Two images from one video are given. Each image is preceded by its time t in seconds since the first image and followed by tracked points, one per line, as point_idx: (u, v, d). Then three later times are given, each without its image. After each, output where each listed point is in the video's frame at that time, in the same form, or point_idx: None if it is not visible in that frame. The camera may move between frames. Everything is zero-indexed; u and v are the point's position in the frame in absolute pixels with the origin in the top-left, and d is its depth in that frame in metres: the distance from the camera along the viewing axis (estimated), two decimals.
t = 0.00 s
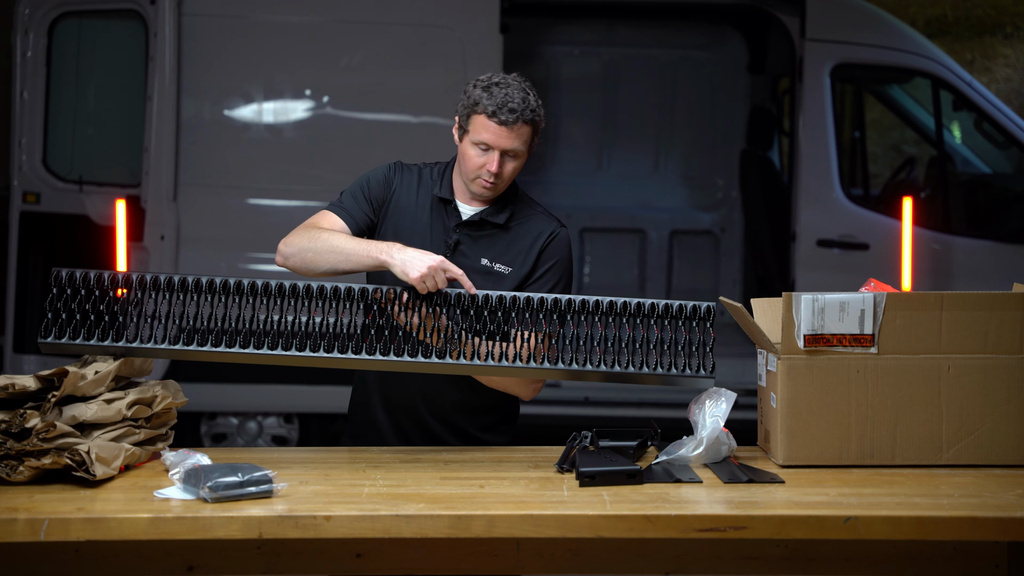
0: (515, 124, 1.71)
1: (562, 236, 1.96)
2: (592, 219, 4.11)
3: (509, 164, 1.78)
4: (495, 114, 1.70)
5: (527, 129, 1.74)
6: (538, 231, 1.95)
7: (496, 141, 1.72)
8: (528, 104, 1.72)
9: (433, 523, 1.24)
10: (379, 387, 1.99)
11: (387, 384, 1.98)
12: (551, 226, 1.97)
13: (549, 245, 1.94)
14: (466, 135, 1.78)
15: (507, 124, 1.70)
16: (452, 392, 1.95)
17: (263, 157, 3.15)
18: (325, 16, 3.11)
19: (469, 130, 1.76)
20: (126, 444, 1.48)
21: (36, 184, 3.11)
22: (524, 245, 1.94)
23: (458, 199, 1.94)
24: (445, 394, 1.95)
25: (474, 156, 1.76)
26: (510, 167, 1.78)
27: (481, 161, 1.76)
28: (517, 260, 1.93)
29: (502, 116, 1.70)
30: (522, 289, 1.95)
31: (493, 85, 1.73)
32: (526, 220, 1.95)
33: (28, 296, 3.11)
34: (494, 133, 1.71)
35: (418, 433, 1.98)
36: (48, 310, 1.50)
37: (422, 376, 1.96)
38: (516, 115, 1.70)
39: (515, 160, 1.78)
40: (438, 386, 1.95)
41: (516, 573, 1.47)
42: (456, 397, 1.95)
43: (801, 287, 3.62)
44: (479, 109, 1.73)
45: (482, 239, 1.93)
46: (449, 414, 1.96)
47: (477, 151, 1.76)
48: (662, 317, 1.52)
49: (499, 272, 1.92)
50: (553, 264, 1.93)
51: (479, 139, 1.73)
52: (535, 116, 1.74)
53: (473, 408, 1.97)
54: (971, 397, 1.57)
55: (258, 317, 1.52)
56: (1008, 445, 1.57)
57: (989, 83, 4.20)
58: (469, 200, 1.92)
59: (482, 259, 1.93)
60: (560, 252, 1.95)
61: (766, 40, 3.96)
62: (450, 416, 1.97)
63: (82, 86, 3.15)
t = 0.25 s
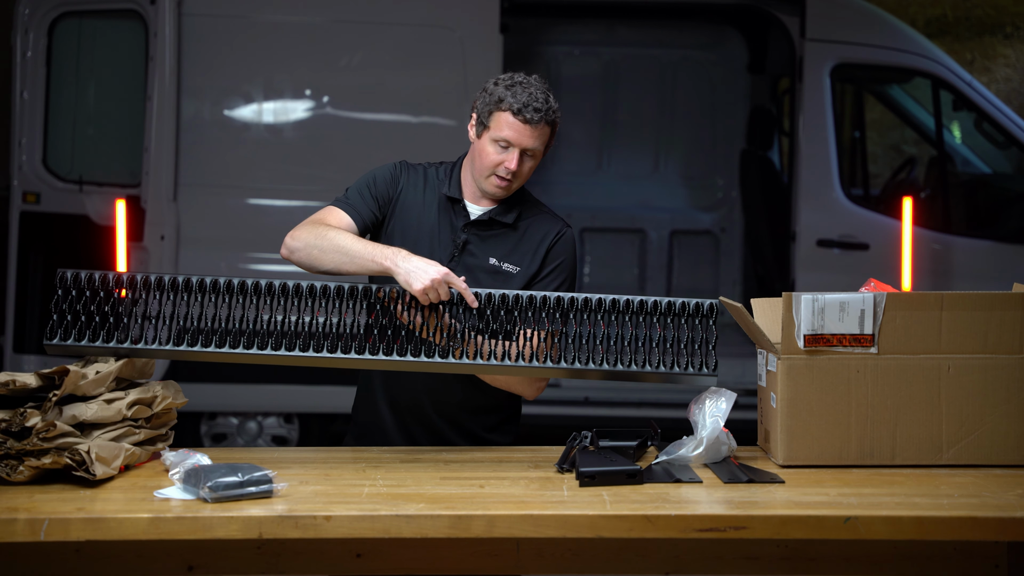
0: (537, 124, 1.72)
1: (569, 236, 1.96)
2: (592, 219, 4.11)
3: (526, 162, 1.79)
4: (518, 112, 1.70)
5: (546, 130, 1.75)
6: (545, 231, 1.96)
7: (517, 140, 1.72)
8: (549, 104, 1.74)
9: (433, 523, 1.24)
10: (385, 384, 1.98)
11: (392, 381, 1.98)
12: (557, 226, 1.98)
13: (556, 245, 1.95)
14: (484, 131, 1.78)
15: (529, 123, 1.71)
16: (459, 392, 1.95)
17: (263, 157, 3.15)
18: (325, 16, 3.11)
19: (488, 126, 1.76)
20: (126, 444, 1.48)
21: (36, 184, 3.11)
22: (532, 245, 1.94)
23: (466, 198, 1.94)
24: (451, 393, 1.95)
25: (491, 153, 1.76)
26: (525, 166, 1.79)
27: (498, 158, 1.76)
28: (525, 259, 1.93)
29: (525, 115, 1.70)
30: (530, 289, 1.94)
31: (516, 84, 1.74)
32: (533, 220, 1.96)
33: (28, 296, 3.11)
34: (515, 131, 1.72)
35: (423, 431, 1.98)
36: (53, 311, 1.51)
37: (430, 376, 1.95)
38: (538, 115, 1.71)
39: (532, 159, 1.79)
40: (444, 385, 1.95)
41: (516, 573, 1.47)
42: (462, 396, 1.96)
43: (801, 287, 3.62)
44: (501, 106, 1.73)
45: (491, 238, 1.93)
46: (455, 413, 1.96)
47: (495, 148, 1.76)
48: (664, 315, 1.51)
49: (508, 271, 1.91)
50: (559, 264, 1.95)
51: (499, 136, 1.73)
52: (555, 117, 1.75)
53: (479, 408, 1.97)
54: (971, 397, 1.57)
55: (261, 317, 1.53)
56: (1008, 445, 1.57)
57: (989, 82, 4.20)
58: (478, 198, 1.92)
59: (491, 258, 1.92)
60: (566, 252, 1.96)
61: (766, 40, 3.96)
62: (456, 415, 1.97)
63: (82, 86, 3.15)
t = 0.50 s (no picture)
0: (541, 123, 1.72)
1: (572, 236, 1.97)
2: (592, 219, 4.11)
3: (530, 162, 1.79)
4: (523, 110, 1.71)
5: (551, 129, 1.76)
6: (548, 230, 1.97)
7: (521, 138, 1.73)
8: (553, 103, 1.74)
9: (433, 523, 1.24)
10: (389, 383, 1.99)
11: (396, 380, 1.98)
12: (560, 226, 1.99)
13: (560, 244, 1.96)
14: (488, 130, 1.78)
15: (533, 122, 1.72)
16: (464, 391, 1.96)
17: (263, 157, 3.15)
18: (325, 16, 3.11)
19: (493, 125, 1.76)
20: (126, 444, 1.48)
21: (36, 184, 3.11)
22: (535, 245, 1.95)
23: (470, 198, 1.94)
24: (456, 393, 1.96)
25: (495, 151, 1.76)
26: (529, 165, 1.79)
27: (502, 157, 1.76)
28: (529, 259, 1.94)
29: (530, 113, 1.71)
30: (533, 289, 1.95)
31: (522, 83, 1.74)
32: (537, 219, 1.97)
33: (28, 296, 3.12)
34: (520, 130, 1.72)
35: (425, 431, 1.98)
36: (59, 315, 1.52)
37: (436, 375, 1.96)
38: (543, 113, 1.71)
39: (535, 158, 1.79)
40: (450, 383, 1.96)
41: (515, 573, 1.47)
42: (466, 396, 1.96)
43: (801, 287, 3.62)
44: (505, 105, 1.73)
45: (495, 237, 1.94)
46: (459, 412, 1.97)
47: (499, 147, 1.76)
48: (667, 311, 1.51)
49: (512, 271, 1.92)
50: (563, 263, 1.95)
51: (503, 134, 1.73)
52: (560, 117, 1.76)
53: (483, 408, 1.98)
54: (971, 397, 1.57)
55: (264, 319, 1.52)
56: (1008, 445, 1.57)
57: (989, 83, 4.20)
58: (482, 198, 1.92)
59: (495, 257, 1.93)
60: (570, 251, 1.97)
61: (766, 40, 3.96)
62: (460, 415, 1.97)
63: (82, 85, 3.15)
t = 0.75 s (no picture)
0: (540, 121, 1.72)
1: (573, 235, 1.98)
2: (592, 219, 4.11)
3: (529, 161, 1.79)
4: (521, 109, 1.71)
5: (549, 128, 1.75)
6: (549, 229, 1.97)
7: (519, 137, 1.73)
8: (552, 101, 1.74)
9: (433, 523, 1.24)
10: (390, 383, 1.98)
11: (398, 380, 1.98)
12: (561, 225, 1.99)
13: (561, 243, 1.96)
14: (487, 129, 1.78)
15: (531, 120, 1.72)
16: (465, 391, 1.96)
17: (263, 157, 3.15)
18: (325, 16, 3.11)
19: (492, 124, 1.76)
20: (126, 444, 1.48)
21: (36, 184, 3.11)
22: (536, 244, 1.95)
23: (471, 198, 1.95)
24: (458, 393, 1.95)
25: (494, 150, 1.77)
26: (529, 164, 1.79)
27: (501, 155, 1.76)
28: (530, 258, 1.94)
29: (528, 112, 1.71)
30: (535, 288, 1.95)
31: (520, 82, 1.74)
32: (538, 219, 1.97)
33: (28, 296, 3.12)
34: (518, 128, 1.72)
35: (427, 430, 1.98)
36: (60, 311, 1.51)
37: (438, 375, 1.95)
38: (541, 112, 1.71)
39: (534, 157, 1.79)
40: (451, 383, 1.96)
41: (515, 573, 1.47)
42: (468, 396, 1.96)
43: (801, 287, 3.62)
44: (503, 103, 1.74)
45: (496, 237, 1.94)
46: (462, 412, 1.97)
47: (498, 145, 1.76)
48: (670, 313, 1.50)
49: (513, 271, 1.92)
50: (564, 262, 1.95)
51: (501, 133, 1.74)
52: (558, 115, 1.76)
53: (486, 408, 1.98)
54: (971, 397, 1.57)
55: (266, 317, 1.51)
56: (1009, 445, 1.57)
57: (989, 83, 4.20)
58: (483, 197, 1.93)
59: (496, 257, 1.93)
60: (571, 250, 1.97)
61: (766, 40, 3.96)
62: (462, 414, 1.97)
63: (81, 85, 3.15)
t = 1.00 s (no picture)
0: (528, 121, 1.72)
1: (572, 235, 1.97)
2: (592, 219, 4.11)
3: (521, 160, 1.78)
4: (509, 109, 1.71)
5: (539, 127, 1.75)
6: (549, 229, 1.96)
7: (508, 137, 1.72)
8: (541, 100, 1.73)
9: (433, 523, 1.24)
10: (390, 383, 1.98)
11: (398, 380, 1.97)
12: (560, 225, 1.99)
13: (560, 243, 1.96)
14: (478, 129, 1.78)
15: (519, 119, 1.71)
16: (465, 392, 1.96)
17: (263, 157, 3.15)
18: (325, 16, 3.11)
19: (482, 124, 1.77)
20: (126, 444, 1.48)
21: (36, 184, 3.11)
22: (536, 244, 1.95)
23: (470, 199, 1.94)
24: (458, 394, 1.95)
25: (485, 151, 1.77)
26: (521, 163, 1.78)
27: (492, 156, 1.76)
28: (530, 258, 1.94)
29: (516, 112, 1.70)
30: (535, 288, 1.95)
31: (510, 82, 1.74)
32: (537, 218, 1.96)
33: (28, 296, 3.12)
34: (506, 128, 1.72)
35: (427, 430, 1.98)
36: (61, 310, 1.51)
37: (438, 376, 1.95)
38: (528, 111, 1.70)
39: (526, 156, 1.78)
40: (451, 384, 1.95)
41: (515, 573, 1.47)
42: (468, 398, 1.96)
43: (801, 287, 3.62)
44: (492, 104, 1.74)
45: (495, 237, 1.94)
46: (461, 413, 1.97)
47: (489, 146, 1.76)
48: (671, 317, 1.51)
49: (513, 271, 1.92)
50: (564, 262, 1.95)
51: (491, 133, 1.74)
52: (549, 114, 1.75)
53: (485, 409, 1.98)
54: (971, 396, 1.57)
55: (267, 318, 1.52)
56: (1009, 445, 1.57)
57: (989, 83, 4.20)
58: (481, 198, 1.92)
59: (496, 257, 1.93)
60: (571, 250, 1.97)
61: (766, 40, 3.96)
62: (462, 415, 1.97)
63: (81, 85, 3.15)
